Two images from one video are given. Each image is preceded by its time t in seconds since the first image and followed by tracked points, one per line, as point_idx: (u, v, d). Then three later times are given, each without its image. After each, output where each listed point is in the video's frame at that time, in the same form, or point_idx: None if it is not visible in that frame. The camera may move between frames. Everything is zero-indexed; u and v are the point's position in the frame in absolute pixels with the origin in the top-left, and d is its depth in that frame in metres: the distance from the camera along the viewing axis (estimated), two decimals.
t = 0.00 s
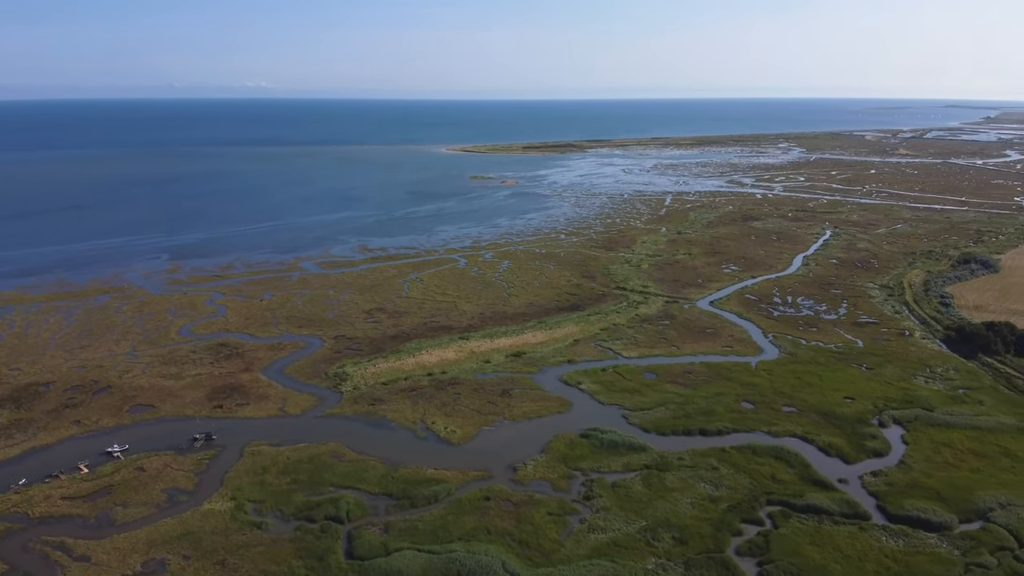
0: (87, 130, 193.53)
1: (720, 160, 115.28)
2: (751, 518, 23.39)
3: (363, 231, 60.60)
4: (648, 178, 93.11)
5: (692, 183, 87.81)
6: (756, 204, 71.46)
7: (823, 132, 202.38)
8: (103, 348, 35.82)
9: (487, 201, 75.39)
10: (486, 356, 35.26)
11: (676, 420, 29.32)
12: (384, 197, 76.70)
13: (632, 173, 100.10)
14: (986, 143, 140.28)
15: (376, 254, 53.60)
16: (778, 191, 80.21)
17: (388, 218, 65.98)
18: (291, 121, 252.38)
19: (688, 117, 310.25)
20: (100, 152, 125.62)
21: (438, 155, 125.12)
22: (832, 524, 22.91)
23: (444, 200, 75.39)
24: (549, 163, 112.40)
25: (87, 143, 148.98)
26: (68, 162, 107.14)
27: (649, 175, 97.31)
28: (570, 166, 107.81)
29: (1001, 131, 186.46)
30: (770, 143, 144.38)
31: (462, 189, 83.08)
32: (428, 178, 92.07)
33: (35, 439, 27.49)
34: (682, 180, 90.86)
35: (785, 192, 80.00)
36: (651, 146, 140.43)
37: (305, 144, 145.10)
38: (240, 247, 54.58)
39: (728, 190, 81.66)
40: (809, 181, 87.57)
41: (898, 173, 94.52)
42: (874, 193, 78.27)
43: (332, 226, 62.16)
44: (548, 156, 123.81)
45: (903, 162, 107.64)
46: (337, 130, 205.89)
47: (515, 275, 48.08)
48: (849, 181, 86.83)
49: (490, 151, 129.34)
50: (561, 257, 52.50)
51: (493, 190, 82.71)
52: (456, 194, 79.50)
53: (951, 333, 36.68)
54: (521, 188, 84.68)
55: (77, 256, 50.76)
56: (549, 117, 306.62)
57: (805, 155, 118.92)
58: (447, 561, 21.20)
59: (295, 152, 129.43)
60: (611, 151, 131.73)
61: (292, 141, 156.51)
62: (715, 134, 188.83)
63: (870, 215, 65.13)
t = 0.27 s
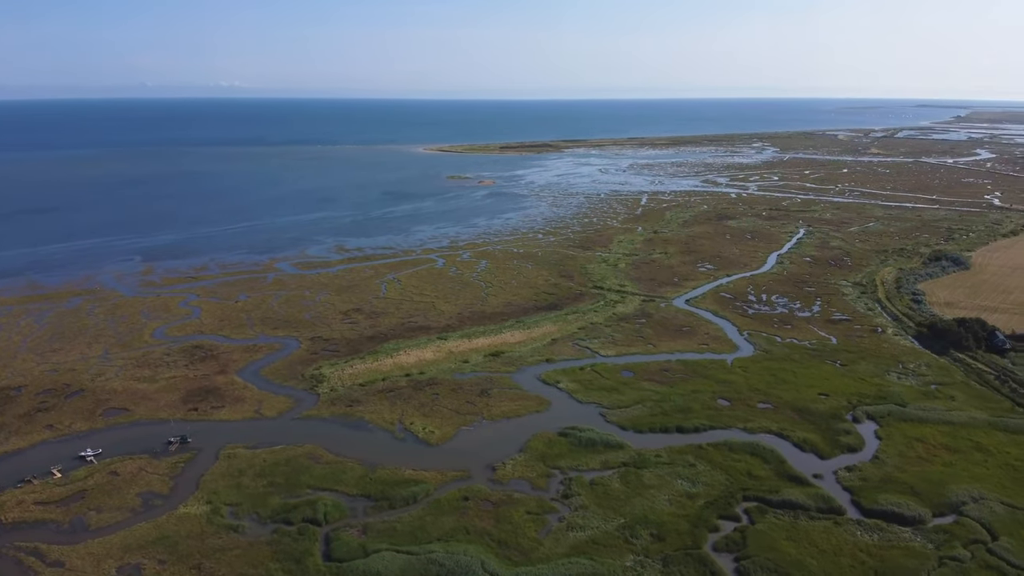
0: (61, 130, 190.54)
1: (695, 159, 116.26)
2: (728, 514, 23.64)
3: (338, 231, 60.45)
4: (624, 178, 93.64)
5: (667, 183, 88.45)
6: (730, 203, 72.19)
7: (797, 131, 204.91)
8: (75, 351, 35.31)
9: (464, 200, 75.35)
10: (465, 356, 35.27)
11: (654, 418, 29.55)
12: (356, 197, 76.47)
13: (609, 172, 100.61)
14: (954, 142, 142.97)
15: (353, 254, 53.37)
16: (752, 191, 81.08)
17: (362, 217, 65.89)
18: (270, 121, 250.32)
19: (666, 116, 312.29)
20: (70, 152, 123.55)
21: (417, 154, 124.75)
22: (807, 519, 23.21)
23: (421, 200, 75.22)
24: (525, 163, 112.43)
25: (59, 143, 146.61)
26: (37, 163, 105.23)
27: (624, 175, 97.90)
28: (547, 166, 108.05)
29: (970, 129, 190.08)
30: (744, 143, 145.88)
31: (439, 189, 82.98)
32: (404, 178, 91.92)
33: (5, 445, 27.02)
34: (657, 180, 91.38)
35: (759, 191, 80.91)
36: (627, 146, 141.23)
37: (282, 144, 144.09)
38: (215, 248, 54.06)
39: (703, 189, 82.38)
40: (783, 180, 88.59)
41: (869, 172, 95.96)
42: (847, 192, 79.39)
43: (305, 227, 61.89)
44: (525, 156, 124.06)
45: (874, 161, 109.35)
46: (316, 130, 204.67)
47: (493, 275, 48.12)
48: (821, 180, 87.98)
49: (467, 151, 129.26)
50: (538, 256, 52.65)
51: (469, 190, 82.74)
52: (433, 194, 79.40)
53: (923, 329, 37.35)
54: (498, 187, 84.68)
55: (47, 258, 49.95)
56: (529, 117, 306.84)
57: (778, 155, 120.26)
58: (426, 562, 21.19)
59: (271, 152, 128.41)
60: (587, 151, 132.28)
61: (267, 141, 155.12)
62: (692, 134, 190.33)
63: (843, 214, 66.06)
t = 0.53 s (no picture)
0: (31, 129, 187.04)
1: (671, 159, 117.10)
2: (705, 510, 23.86)
3: (314, 232, 60.11)
4: (600, 178, 94.04)
5: (643, 182, 88.99)
6: (705, 203, 72.84)
7: (773, 131, 207.22)
8: (46, 354, 34.74)
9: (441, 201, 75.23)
10: (443, 356, 35.26)
11: (631, 415, 29.76)
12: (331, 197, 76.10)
13: (586, 172, 101.00)
14: (924, 141, 145.47)
15: (329, 255, 53.10)
16: (727, 190, 81.86)
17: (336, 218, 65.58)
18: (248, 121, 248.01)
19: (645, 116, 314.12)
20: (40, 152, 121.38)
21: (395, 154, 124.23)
22: (784, 515, 23.50)
23: (398, 200, 74.97)
24: (503, 163, 112.39)
25: (29, 143, 144.16)
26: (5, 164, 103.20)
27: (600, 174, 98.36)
28: (524, 166, 108.15)
29: (941, 128, 193.50)
30: (720, 143, 147.22)
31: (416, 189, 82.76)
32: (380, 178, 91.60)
33: None
34: (633, 180, 91.80)
35: (733, 190, 81.72)
36: (604, 146, 141.84)
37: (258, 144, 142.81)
38: (190, 249, 53.48)
39: (679, 189, 82.99)
40: (757, 179, 89.56)
41: (841, 171, 97.35)
42: (821, 190, 80.45)
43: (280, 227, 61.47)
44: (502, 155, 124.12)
45: (846, 160, 110.93)
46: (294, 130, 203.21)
47: (471, 275, 48.13)
48: (794, 180, 89.06)
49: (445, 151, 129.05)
50: (516, 256, 52.75)
51: (445, 190, 82.66)
52: (410, 194, 79.18)
53: (896, 326, 37.99)
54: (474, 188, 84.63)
55: (17, 261, 49.08)
56: (508, 117, 307.10)
57: (753, 154, 121.47)
58: (405, 563, 21.14)
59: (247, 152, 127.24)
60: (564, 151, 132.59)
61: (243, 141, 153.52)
62: (668, 134, 191.67)
63: (816, 212, 66.94)
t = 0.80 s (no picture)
0: None
1: (647, 159, 117.61)
2: (683, 506, 24.08)
3: (290, 232, 59.69)
4: (577, 177, 94.37)
5: (620, 182, 89.47)
6: (680, 202, 73.41)
7: (749, 131, 209.53)
8: (17, 358, 34.16)
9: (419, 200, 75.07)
10: (421, 357, 35.24)
11: (609, 413, 29.95)
12: (307, 198, 75.64)
13: (563, 172, 101.30)
14: (896, 140, 147.90)
15: (305, 256, 52.79)
16: (702, 189, 82.57)
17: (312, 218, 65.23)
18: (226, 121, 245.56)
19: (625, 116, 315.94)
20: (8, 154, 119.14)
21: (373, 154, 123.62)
22: (760, 510, 23.77)
23: (376, 201, 74.68)
24: (481, 163, 112.01)
25: None
26: None
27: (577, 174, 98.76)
28: (501, 166, 108.14)
29: (913, 127, 196.83)
30: (695, 142, 148.42)
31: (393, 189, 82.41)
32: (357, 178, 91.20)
33: None
34: (609, 180, 91.71)
35: (709, 190, 82.48)
36: (582, 146, 142.37)
37: (234, 145, 141.50)
38: (164, 251, 52.88)
39: (654, 188, 83.55)
40: (732, 179, 90.49)
41: (815, 170, 98.66)
42: (794, 189, 81.50)
43: (256, 228, 60.99)
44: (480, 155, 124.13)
45: (820, 159, 112.47)
46: (272, 129, 201.65)
47: (449, 275, 48.12)
48: (769, 179, 90.12)
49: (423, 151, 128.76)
50: (494, 255, 52.83)
51: (422, 190, 82.49)
52: (387, 194, 78.92)
53: (868, 322, 38.62)
54: (451, 188, 84.49)
55: None
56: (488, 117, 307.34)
57: (728, 154, 122.66)
58: (384, 564, 21.06)
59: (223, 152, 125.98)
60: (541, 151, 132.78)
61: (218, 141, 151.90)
62: (645, 134, 193.02)
63: (790, 211, 67.79)
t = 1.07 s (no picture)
0: None
1: (625, 159, 118.31)
2: (661, 503, 24.28)
3: (267, 233, 59.25)
4: (556, 177, 94.68)
5: (598, 182, 89.91)
6: (657, 201, 73.96)
7: (726, 131, 211.68)
8: None
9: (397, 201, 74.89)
10: (400, 357, 35.18)
11: (588, 412, 30.11)
12: (285, 198, 75.12)
13: (541, 172, 101.59)
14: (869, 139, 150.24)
15: (281, 257, 52.42)
16: (679, 189, 83.27)
17: (290, 219, 64.81)
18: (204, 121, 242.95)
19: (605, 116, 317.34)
20: None
21: (352, 154, 122.92)
22: (738, 506, 24.03)
23: (353, 201, 74.36)
24: (460, 163, 111.92)
25: None
26: None
27: (554, 174, 99.10)
28: (480, 166, 108.14)
29: (886, 127, 200.07)
30: (671, 142, 149.55)
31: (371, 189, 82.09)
32: (335, 178, 90.74)
33: None
34: (587, 180, 92.19)
35: (685, 189, 83.21)
36: (561, 146, 142.82)
37: (210, 145, 140.06)
38: (138, 253, 52.20)
39: (632, 188, 84.06)
40: (708, 178, 91.37)
41: (790, 169, 99.88)
42: (769, 188, 82.48)
43: (232, 229, 60.44)
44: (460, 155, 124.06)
45: (794, 159, 113.92)
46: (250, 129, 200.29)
47: (427, 275, 48.07)
48: (744, 178, 91.11)
49: (402, 151, 128.41)
50: (473, 255, 52.86)
51: (399, 189, 82.30)
52: (365, 194, 78.59)
53: (842, 319, 39.22)
54: (428, 187, 84.91)
55: None
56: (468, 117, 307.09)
57: (703, 154, 123.75)
58: (363, 565, 20.99)
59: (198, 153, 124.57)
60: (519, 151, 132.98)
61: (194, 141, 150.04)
62: (621, 134, 194.07)
63: (765, 210, 68.58)
